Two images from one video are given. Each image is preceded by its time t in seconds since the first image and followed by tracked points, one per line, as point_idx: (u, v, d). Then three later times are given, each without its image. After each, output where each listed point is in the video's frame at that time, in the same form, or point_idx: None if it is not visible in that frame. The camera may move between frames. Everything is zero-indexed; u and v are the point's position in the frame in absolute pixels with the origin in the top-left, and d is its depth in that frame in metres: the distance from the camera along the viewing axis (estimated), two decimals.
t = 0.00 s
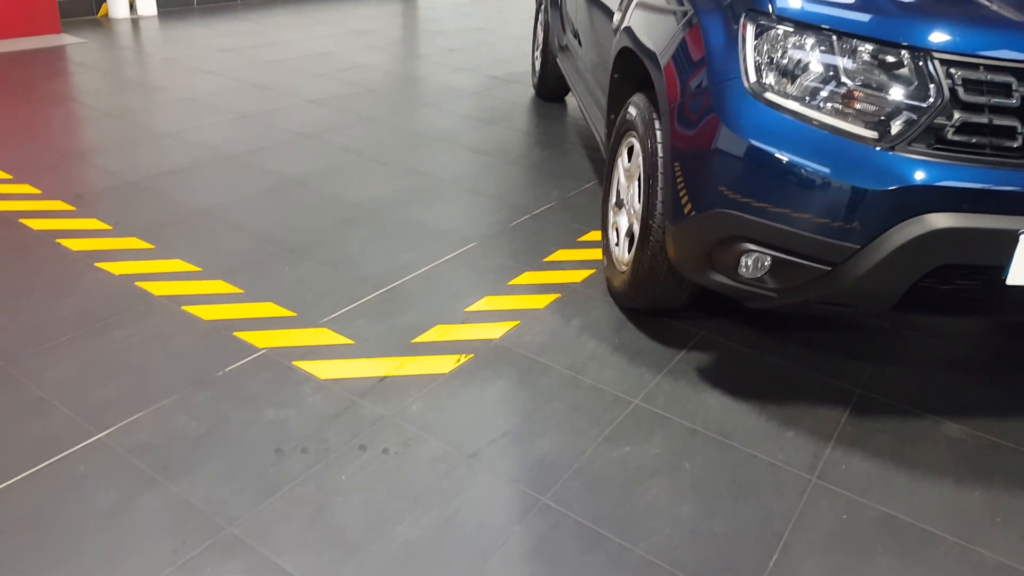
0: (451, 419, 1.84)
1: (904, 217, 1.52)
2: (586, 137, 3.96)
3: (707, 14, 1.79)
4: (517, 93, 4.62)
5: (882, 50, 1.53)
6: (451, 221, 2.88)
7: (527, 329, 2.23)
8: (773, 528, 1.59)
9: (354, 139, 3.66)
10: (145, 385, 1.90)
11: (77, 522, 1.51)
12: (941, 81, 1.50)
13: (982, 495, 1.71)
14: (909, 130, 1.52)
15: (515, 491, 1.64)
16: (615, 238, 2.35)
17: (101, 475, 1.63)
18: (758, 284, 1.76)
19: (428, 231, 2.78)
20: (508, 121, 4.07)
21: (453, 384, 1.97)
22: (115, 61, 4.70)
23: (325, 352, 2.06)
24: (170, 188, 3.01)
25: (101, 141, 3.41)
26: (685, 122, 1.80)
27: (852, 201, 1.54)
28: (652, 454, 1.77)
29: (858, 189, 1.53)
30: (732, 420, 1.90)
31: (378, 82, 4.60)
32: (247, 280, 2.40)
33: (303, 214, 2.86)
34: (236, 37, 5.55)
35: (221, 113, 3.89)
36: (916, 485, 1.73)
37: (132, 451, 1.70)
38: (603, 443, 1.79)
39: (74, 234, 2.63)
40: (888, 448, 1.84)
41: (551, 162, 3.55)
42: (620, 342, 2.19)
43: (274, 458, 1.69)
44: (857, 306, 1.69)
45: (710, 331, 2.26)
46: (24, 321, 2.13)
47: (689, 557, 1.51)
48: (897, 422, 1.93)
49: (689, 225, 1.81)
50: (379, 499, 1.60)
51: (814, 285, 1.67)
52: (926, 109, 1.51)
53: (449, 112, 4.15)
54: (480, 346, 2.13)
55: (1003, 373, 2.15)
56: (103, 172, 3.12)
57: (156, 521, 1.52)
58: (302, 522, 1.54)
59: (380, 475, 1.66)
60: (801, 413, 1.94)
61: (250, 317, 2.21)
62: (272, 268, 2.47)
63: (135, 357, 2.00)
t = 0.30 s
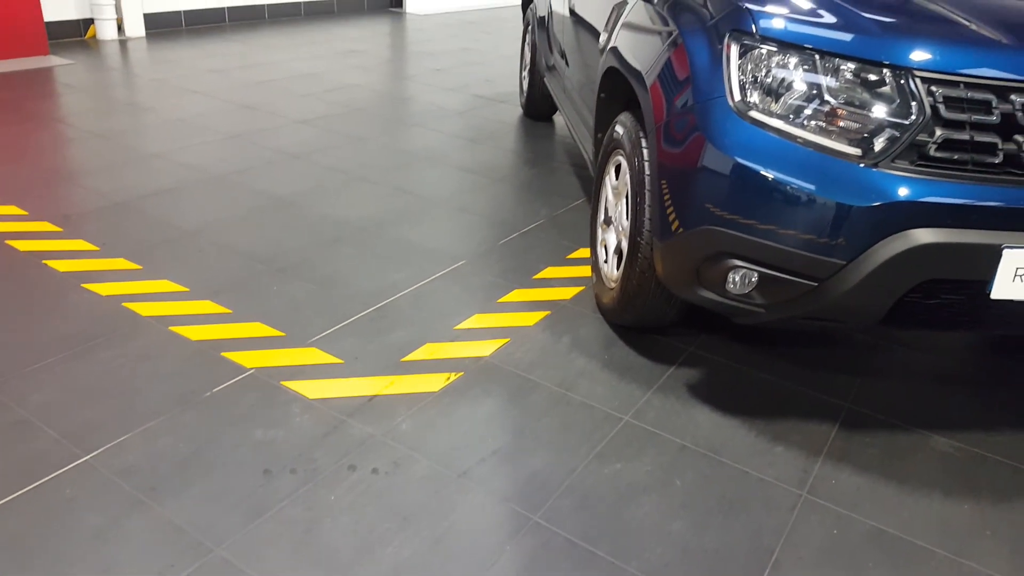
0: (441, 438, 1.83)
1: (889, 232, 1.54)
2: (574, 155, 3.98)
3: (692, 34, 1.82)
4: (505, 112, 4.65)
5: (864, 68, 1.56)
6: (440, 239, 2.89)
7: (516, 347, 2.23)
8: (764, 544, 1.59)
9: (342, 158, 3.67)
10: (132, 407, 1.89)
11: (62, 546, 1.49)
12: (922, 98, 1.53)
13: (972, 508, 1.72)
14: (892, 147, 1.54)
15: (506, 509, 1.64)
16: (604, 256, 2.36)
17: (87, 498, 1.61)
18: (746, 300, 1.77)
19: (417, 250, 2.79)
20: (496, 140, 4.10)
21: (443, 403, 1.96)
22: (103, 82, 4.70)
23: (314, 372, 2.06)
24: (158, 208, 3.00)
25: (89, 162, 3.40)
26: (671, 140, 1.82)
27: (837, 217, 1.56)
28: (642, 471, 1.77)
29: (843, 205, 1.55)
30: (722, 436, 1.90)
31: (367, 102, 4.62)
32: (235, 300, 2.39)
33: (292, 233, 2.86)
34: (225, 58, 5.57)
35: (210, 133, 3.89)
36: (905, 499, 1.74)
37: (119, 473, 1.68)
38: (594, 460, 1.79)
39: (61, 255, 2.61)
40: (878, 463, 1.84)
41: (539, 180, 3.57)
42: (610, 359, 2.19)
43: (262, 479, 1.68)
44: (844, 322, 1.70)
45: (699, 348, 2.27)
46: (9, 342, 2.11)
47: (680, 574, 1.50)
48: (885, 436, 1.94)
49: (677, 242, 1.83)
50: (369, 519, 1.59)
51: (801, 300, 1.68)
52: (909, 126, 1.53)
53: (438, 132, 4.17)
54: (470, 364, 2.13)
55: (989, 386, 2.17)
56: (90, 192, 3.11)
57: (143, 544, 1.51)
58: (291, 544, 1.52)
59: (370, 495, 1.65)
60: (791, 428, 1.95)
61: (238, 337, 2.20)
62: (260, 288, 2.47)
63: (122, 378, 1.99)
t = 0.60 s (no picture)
0: (432, 457, 1.82)
1: (875, 248, 1.55)
2: (563, 172, 4.00)
3: (678, 53, 1.84)
4: (494, 130, 4.68)
5: (848, 86, 1.58)
6: (430, 256, 2.89)
7: (507, 364, 2.23)
8: (756, 560, 1.59)
9: (332, 176, 3.67)
10: (121, 427, 1.87)
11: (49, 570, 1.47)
12: (906, 115, 1.55)
13: (962, 522, 1.72)
14: (877, 163, 1.56)
15: (498, 528, 1.63)
16: (593, 272, 2.36)
17: (73, 521, 1.59)
18: (735, 315, 1.78)
19: (407, 267, 2.79)
20: (485, 158, 4.11)
21: (433, 420, 1.95)
22: (92, 101, 4.70)
23: (304, 391, 2.05)
24: (147, 227, 2.99)
25: (78, 182, 3.39)
26: (659, 157, 1.83)
27: (824, 232, 1.57)
28: (634, 488, 1.76)
29: (829, 221, 1.56)
30: (713, 451, 1.90)
31: (357, 121, 4.64)
32: (224, 319, 2.38)
33: (282, 252, 2.85)
34: (214, 77, 5.58)
35: (199, 152, 3.89)
36: (896, 514, 1.74)
37: (106, 495, 1.66)
38: (586, 477, 1.79)
39: (49, 275, 2.60)
40: (868, 478, 1.85)
41: (529, 197, 3.59)
42: (600, 375, 2.19)
43: (252, 500, 1.67)
44: (832, 337, 1.70)
45: (689, 363, 2.27)
46: None
47: None
48: (876, 450, 1.94)
49: (665, 258, 1.83)
50: (359, 540, 1.58)
51: (790, 315, 1.69)
52: (893, 143, 1.55)
53: (427, 150, 4.18)
54: (461, 382, 2.13)
55: (977, 400, 2.18)
56: (78, 212, 3.10)
57: (131, 567, 1.49)
58: (281, 566, 1.51)
59: (360, 515, 1.64)
60: (782, 443, 1.95)
61: (227, 356, 2.19)
62: (249, 306, 2.46)
63: (110, 399, 1.97)
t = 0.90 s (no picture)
0: (422, 475, 1.82)
1: (861, 263, 1.57)
2: (552, 190, 4.02)
3: (664, 72, 1.86)
4: (483, 148, 4.70)
5: (832, 104, 1.61)
6: (419, 274, 2.89)
7: (497, 381, 2.22)
8: None
9: (321, 195, 3.68)
10: (108, 449, 1.85)
11: None
12: (889, 132, 1.57)
13: (953, 536, 1.72)
14: (862, 180, 1.58)
15: (489, 547, 1.62)
16: (583, 289, 2.37)
17: (58, 544, 1.57)
18: (724, 331, 1.78)
19: (397, 286, 2.79)
20: (475, 176, 4.13)
21: (424, 439, 1.95)
22: (80, 122, 4.69)
23: (293, 410, 2.04)
24: (135, 247, 2.98)
25: (65, 202, 3.38)
26: (646, 175, 1.85)
27: (810, 248, 1.59)
28: (625, 505, 1.76)
29: (816, 237, 1.58)
30: (704, 468, 1.90)
31: (346, 140, 4.65)
32: (213, 338, 2.37)
33: (271, 271, 2.84)
34: (203, 97, 5.59)
35: (187, 171, 3.89)
36: (887, 528, 1.74)
37: (92, 517, 1.64)
38: (577, 495, 1.78)
39: (35, 296, 2.58)
40: (858, 492, 1.85)
41: (518, 215, 3.60)
42: (591, 392, 2.19)
43: (240, 521, 1.65)
44: (820, 352, 1.71)
45: (679, 379, 2.28)
46: None
47: None
48: (866, 465, 1.95)
49: (654, 275, 1.84)
50: (349, 560, 1.56)
51: (778, 331, 1.70)
52: (877, 160, 1.57)
53: (417, 168, 4.19)
54: (451, 400, 2.12)
55: (965, 414, 2.19)
56: (66, 232, 3.08)
57: None
58: None
59: (350, 535, 1.62)
60: (772, 458, 1.96)
61: (215, 376, 2.18)
62: (238, 326, 2.45)
63: (97, 420, 1.95)
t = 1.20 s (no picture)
0: (412, 496, 1.81)
1: (846, 278, 1.58)
2: (540, 207, 4.04)
3: (648, 91, 1.88)
4: (471, 166, 4.72)
5: (814, 121, 1.63)
6: (408, 293, 2.89)
7: (486, 399, 2.22)
8: None
9: (309, 215, 3.68)
10: (92, 473, 1.83)
11: None
12: (871, 149, 1.59)
13: (942, 549, 1.73)
14: (845, 195, 1.60)
15: (479, 567, 1.61)
16: (571, 305, 2.38)
17: (41, 571, 1.54)
18: (711, 346, 1.79)
19: (385, 304, 2.78)
20: (463, 194, 4.14)
21: (413, 459, 1.94)
22: (66, 143, 4.68)
23: (281, 431, 2.03)
24: (120, 269, 2.97)
25: (50, 224, 3.36)
26: (632, 192, 1.86)
27: (795, 263, 1.60)
28: (616, 523, 1.75)
29: (801, 252, 1.59)
30: (694, 483, 1.90)
31: (334, 159, 4.65)
32: (200, 359, 2.36)
33: (258, 291, 2.84)
34: (191, 118, 5.59)
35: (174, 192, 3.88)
36: (877, 542, 1.74)
37: (76, 542, 1.62)
38: (567, 513, 1.78)
39: (19, 319, 2.56)
40: (848, 506, 1.85)
41: (506, 233, 3.61)
42: (580, 409, 2.19)
43: (228, 544, 1.63)
44: (808, 366, 1.72)
45: (669, 395, 2.28)
46: None
47: None
48: (855, 479, 1.96)
49: (641, 291, 1.85)
50: None
51: (765, 345, 1.71)
52: (859, 175, 1.59)
53: (405, 187, 4.20)
54: (440, 419, 2.11)
55: (953, 427, 2.21)
56: (51, 254, 3.06)
57: None
58: None
59: (339, 558, 1.61)
60: (762, 474, 1.96)
61: (202, 397, 2.16)
62: (225, 347, 2.44)
63: (82, 444, 1.94)
